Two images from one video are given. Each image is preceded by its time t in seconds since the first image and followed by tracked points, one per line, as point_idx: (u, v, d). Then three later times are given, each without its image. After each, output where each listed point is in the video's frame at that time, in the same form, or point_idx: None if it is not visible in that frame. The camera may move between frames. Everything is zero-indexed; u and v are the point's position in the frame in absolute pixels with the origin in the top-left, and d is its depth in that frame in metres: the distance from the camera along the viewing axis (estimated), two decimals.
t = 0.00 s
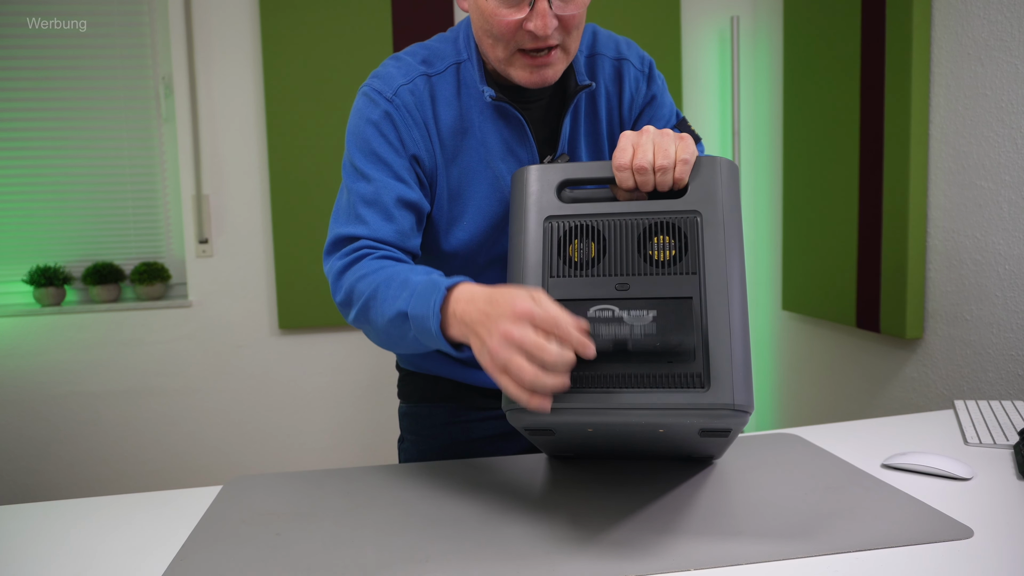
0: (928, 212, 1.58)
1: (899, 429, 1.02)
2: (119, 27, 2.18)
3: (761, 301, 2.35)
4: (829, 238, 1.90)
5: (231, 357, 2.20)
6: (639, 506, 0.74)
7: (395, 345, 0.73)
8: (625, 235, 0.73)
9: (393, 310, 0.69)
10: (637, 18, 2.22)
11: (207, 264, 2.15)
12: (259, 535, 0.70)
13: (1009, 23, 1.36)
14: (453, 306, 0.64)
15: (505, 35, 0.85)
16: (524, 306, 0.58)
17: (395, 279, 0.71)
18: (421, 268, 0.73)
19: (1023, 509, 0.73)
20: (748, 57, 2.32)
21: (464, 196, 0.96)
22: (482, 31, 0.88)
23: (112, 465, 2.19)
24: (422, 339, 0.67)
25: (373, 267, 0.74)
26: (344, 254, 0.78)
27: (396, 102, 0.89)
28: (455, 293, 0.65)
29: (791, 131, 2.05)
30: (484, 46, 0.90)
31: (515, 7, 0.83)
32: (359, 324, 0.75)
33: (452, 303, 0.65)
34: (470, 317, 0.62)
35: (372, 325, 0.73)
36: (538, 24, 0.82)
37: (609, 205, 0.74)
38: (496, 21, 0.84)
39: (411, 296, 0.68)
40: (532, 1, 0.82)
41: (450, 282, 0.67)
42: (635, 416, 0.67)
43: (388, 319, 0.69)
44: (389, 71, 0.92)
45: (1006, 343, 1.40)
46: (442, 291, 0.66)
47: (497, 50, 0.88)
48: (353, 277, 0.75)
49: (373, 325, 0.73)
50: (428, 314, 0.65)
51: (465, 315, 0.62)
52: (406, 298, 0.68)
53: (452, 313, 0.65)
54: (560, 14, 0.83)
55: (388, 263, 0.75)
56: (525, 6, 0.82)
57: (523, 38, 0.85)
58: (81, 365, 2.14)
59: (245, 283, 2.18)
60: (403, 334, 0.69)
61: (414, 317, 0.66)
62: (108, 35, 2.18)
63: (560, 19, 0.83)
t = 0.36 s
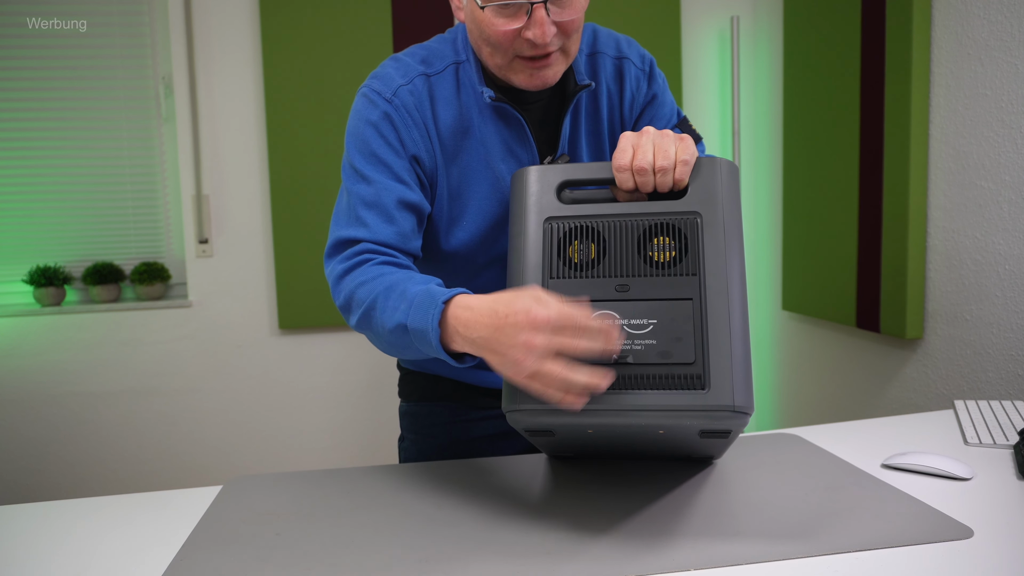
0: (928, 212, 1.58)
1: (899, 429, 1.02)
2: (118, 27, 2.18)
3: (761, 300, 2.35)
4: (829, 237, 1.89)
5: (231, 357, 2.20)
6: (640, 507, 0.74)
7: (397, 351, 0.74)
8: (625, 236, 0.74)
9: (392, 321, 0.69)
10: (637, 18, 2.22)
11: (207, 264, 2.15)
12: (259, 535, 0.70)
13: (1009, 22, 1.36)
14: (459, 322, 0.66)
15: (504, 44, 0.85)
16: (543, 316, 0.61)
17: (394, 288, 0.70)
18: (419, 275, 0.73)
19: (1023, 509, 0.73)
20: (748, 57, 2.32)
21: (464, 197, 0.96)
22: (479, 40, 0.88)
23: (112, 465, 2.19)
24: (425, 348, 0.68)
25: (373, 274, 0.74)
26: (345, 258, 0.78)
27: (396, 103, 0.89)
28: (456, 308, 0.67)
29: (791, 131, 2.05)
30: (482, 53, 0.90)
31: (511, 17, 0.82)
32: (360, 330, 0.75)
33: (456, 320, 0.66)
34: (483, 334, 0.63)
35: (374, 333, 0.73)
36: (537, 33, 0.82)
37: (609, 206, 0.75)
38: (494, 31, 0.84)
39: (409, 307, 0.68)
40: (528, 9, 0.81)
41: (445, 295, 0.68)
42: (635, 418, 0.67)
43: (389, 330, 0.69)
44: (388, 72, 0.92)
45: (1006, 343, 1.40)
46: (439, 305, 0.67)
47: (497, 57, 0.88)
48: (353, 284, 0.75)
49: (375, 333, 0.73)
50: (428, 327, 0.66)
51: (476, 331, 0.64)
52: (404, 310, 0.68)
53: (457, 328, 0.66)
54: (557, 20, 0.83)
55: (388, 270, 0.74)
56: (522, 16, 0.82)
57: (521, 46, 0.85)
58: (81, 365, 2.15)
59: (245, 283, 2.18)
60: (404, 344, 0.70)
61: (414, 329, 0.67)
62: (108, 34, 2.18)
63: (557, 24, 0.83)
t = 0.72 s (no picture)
0: (928, 212, 1.58)
1: (899, 429, 1.02)
2: (118, 27, 2.18)
3: (761, 300, 2.35)
4: (829, 237, 1.89)
5: (231, 357, 2.20)
6: (640, 506, 0.74)
7: (411, 348, 0.72)
8: (625, 233, 0.73)
9: (418, 320, 0.68)
10: (637, 19, 2.22)
11: (206, 264, 2.15)
12: (259, 535, 0.69)
13: (1009, 22, 1.36)
14: (509, 321, 0.65)
15: (500, 54, 0.85)
16: (598, 282, 0.63)
17: (418, 285, 0.70)
18: (442, 272, 0.72)
19: (1023, 509, 0.73)
20: (748, 57, 2.32)
21: (465, 199, 0.96)
22: (475, 51, 0.87)
23: (112, 465, 2.19)
24: (456, 348, 0.67)
25: (388, 268, 0.72)
26: (357, 251, 0.76)
27: (399, 103, 0.88)
28: (491, 304, 0.66)
29: (791, 130, 2.05)
30: (478, 62, 0.90)
31: (505, 29, 0.81)
32: (373, 327, 0.74)
33: (505, 320, 0.65)
34: (547, 326, 0.64)
35: (390, 331, 0.71)
36: (531, 44, 0.81)
37: (609, 202, 0.74)
38: (488, 44, 0.83)
39: (438, 307, 0.67)
40: (521, 20, 0.80)
41: (481, 294, 0.67)
42: (635, 412, 0.67)
43: (414, 328, 0.68)
44: (389, 74, 0.92)
45: (1006, 344, 1.40)
46: (478, 304, 0.66)
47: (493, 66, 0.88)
48: (366, 277, 0.73)
49: (389, 330, 0.71)
50: (465, 328, 0.65)
51: (536, 325, 0.64)
52: (432, 308, 0.67)
53: (508, 328, 0.65)
54: (551, 28, 0.81)
55: (409, 266, 0.74)
56: (515, 27, 0.81)
57: (516, 56, 0.84)
58: (81, 365, 2.15)
59: (245, 283, 2.18)
60: (429, 344, 0.69)
61: (446, 330, 0.66)
62: (108, 34, 2.18)
63: (551, 32, 0.82)
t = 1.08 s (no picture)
0: (928, 211, 1.58)
1: (900, 429, 1.02)
2: (118, 27, 2.18)
3: (761, 300, 2.35)
4: (829, 237, 1.89)
5: (231, 357, 2.20)
6: (639, 505, 0.74)
7: (418, 348, 0.73)
8: (625, 227, 0.74)
9: (425, 316, 0.69)
10: (637, 19, 2.22)
11: (207, 264, 2.15)
12: (259, 535, 0.69)
13: (1009, 22, 1.36)
14: (518, 305, 0.65)
15: (506, 65, 0.84)
16: (603, 265, 0.63)
17: (422, 282, 0.70)
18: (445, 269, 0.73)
19: (1023, 509, 0.73)
20: (749, 57, 2.32)
21: (469, 202, 0.95)
22: (480, 63, 0.87)
23: (112, 465, 2.19)
24: (464, 341, 0.68)
25: (392, 270, 0.73)
26: (360, 257, 0.77)
27: (402, 108, 0.88)
28: (500, 293, 0.67)
29: (791, 130, 2.05)
30: (484, 72, 0.90)
31: (510, 41, 0.80)
32: (377, 330, 0.74)
33: (514, 305, 0.65)
34: (554, 309, 0.64)
35: (396, 330, 0.72)
36: (537, 53, 0.81)
37: (609, 198, 0.75)
38: (493, 56, 0.82)
39: (444, 302, 0.68)
40: (526, 32, 0.79)
41: (487, 283, 0.68)
42: (634, 404, 0.67)
43: (421, 323, 0.69)
44: (391, 79, 0.92)
45: (1005, 344, 1.40)
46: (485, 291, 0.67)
47: (500, 75, 0.88)
48: (371, 281, 0.73)
49: (394, 330, 0.72)
50: (472, 317, 0.66)
51: (544, 308, 0.64)
52: (438, 302, 0.68)
53: (518, 312, 0.65)
54: (557, 37, 0.81)
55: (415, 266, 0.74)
56: (520, 38, 0.80)
57: (523, 67, 0.84)
58: (81, 365, 2.14)
59: (245, 283, 2.18)
60: (436, 338, 0.70)
61: (454, 322, 0.67)
62: (108, 34, 2.18)
63: (557, 40, 0.82)
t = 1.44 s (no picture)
0: (928, 211, 1.58)
1: (899, 429, 1.03)
2: (118, 27, 2.18)
3: (761, 300, 2.35)
4: (829, 236, 1.89)
5: (231, 357, 2.20)
6: (639, 504, 0.73)
7: (419, 353, 0.73)
8: (625, 222, 0.74)
9: (425, 317, 0.69)
10: (638, 19, 2.22)
11: (206, 264, 2.15)
12: (259, 535, 0.69)
13: (1009, 22, 1.36)
14: (518, 295, 0.65)
15: (517, 83, 0.85)
16: (603, 252, 0.63)
17: (421, 284, 0.71)
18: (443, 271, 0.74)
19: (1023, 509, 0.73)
20: (748, 56, 2.32)
21: (473, 210, 0.95)
22: (489, 80, 0.87)
23: (112, 465, 2.19)
24: (468, 339, 0.68)
25: (391, 277, 0.73)
26: (359, 269, 0.77)
27: (404, 118, 0.88)
28: (501, 287, 0.67)
29: (791, 130, 2.05)
30: (492, 89, 0.90)
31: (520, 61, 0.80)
32: (379, 339, 0.75)
33: (515, 295, 0.65)
34: (556, 297, 0.64)
35: (398, 335, 0.72)
36: (547, 73, 0.81)
37: (610, 194, 0.75)
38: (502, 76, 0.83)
39: (445, 300, 0.68)
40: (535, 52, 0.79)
41: (486, 277, 0.68)
42: (634, 394, 0.67)
43: (424, 324, 0.69)
44: (393, 87, 0.92)
45: (1005, 344, 1.40)
46: (484, 286, 0.67)
47: (508, 92, 0.89)
48: (371, 290, 0.74)
49: (396, 335, 0.72)
50: (476, 314, 0.66)
51: (545, 297, 0.64)
52: (439, 302, 0.69)
53: (519, 302, 0.65)
54: (566, 56, 0.81)
55: (414, 271, 0.75)
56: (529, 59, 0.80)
57: (532, 85, 0.84)
58: (81, 365, 2.14)
59: (245, 283, 2.18)
60: (440, 339, 0.70)
61: (457, 320, 0.67)
62: (108, 34, 2.18)
63: (566, 59, 0.82)
